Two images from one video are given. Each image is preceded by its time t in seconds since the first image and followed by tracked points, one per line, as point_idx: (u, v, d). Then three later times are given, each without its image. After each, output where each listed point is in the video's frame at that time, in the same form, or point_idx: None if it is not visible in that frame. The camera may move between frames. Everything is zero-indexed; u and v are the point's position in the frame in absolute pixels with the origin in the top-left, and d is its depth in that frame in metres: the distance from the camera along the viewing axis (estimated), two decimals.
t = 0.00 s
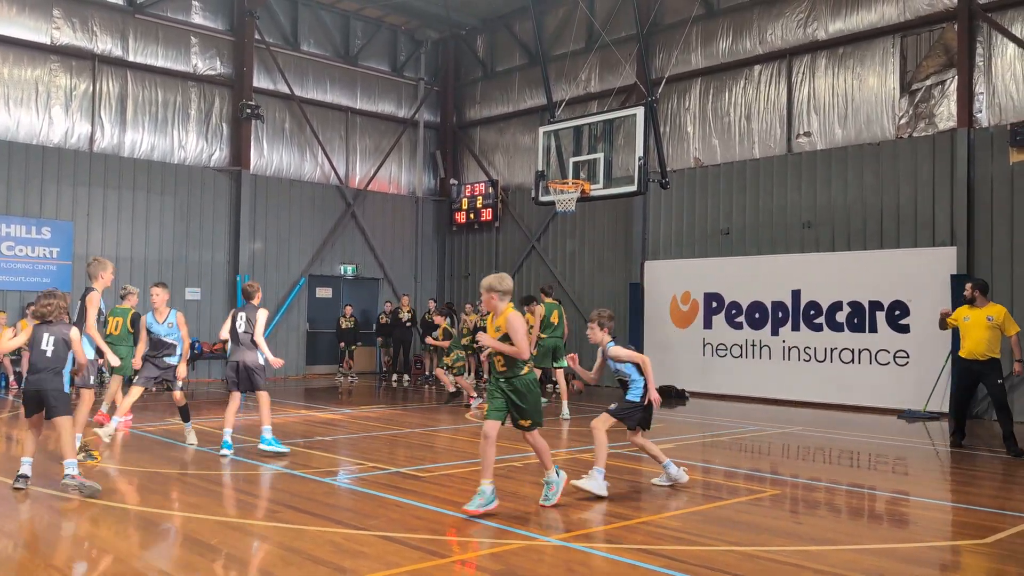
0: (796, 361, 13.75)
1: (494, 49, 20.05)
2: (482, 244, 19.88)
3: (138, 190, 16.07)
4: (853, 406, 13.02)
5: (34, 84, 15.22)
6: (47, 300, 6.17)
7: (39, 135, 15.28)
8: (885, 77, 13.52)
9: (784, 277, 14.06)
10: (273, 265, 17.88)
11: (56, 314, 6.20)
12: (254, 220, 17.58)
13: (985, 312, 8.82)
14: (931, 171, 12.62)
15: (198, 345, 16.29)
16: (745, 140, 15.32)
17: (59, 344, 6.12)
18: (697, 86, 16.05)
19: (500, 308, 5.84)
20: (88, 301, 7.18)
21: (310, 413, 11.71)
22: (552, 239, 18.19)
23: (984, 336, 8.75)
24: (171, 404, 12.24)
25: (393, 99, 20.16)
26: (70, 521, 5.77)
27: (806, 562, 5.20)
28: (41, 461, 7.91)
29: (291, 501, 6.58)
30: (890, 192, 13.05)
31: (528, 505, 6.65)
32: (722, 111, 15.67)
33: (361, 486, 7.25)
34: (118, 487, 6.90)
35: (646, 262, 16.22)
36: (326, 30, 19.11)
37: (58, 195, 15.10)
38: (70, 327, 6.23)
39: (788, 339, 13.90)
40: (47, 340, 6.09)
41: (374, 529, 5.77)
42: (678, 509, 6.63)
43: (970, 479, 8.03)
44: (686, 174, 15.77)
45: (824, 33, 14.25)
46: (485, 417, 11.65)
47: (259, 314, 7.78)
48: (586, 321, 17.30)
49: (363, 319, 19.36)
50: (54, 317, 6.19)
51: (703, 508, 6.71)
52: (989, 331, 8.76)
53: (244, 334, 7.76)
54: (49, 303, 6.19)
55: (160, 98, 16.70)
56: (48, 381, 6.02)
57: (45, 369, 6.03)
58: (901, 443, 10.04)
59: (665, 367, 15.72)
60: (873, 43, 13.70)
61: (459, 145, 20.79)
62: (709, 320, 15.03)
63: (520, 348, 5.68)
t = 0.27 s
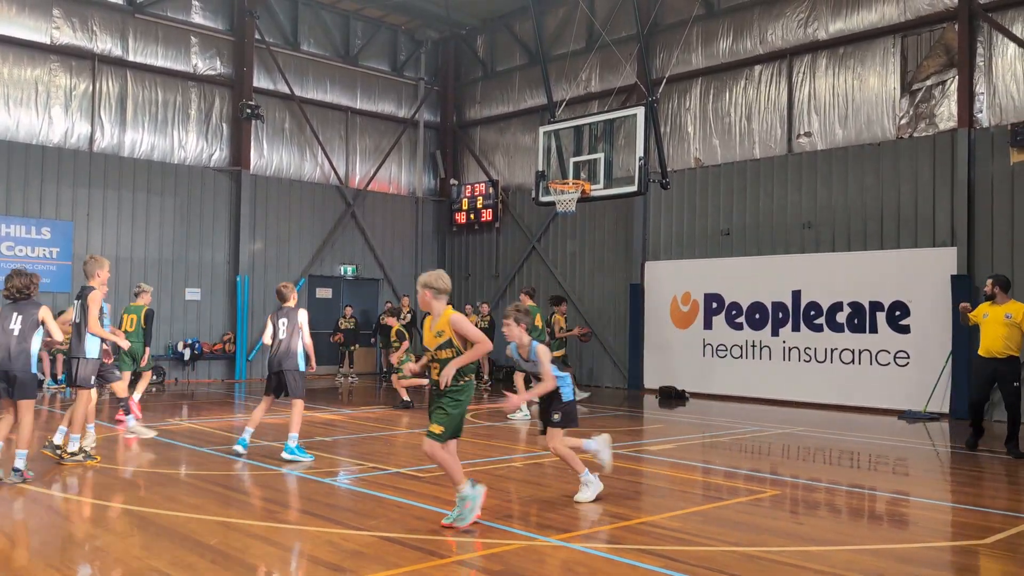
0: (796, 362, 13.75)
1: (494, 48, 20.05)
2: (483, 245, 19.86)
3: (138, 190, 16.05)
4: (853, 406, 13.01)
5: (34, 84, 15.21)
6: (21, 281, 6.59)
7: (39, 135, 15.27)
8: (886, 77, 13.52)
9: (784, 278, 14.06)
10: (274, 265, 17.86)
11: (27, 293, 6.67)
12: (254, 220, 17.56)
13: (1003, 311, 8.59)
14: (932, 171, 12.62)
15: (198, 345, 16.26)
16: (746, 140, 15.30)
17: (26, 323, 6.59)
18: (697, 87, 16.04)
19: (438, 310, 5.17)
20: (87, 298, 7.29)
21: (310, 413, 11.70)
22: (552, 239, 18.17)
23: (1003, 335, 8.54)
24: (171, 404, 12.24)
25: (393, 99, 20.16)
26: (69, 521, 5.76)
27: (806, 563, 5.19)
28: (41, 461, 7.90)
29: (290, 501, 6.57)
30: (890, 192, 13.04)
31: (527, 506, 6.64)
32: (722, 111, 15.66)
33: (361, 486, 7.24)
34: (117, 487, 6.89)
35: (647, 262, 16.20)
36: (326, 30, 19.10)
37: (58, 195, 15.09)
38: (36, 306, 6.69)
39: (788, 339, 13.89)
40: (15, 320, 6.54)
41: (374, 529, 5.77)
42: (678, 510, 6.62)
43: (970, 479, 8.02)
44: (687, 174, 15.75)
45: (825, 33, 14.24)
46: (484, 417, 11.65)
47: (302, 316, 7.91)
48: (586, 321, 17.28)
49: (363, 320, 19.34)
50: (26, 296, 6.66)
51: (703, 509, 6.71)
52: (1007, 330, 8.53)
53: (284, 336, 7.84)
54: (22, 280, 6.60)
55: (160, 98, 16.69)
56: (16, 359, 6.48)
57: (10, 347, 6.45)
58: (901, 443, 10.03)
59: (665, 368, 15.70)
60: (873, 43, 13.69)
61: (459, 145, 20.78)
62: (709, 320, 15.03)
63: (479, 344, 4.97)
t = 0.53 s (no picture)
0: (795, 362, 13.76)
1: (493, 49, 20.05)
2: (481, 245, 19.86)
3: (136, 190, 16.05)
4: (852, 407, 13.00)
5: (32, 84, 15.20)
6: None
7: (38, 135, 15.26)
8: (884, 77, 13.53)
9: (783, 278, 14.06)
10: (272, 265, 17.86)
11: None
12: (252, 220, 17.56)
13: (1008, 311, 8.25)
14: (930, 172, 12.63)
15: (197, 345, 16.26)
16: (744, 141, 15.31)
17: None
18: (696, 87, 16.05)
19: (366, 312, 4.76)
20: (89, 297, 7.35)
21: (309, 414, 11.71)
22: (551, 240, 18.18)
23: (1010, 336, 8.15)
24: (169, 404, 12.24)
25: (392, 99, 20.16)
26: (69, 522, 5.76)
27: (804, 563, 5.19)
28: (40, 461, 7.90)
29: (289, 501, 6.58)
30: (888, 192, 13.05)
31: (526, 506, 6.64)
32: (720, 112, 15.67)
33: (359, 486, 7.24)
34: (116, 487, 6.90)
35: (645, 263, 16.20)
36: (325, 30, 19.10)
37: (56, 195, 15.08)
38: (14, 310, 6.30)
39: (786, 340, 13.90)
40: None
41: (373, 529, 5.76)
42: (676, 510, 6.63)
43: (968, 480, 8.03)
44: (685, 174, 15.76)
45: (823, 33, 14.25)
46: (483, 417, 11.65)
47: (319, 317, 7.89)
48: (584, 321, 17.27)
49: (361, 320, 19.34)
50: None
51: (702, 509, 6.71)
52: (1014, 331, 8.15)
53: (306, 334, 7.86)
54: None
55: (159, 98, 16.69)
56: None
57: None
58: (899, 443, 10.04)
59: (664, 368, 15.70)
60: (872, 43, 13.70)
61: (458, 145, 20.78)
62: (707, 320, 15.04)
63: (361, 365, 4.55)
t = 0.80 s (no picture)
0: (790, 362, 13.78)
1: (488, 48, 20.06)
2: (477, 245, 19.87)
3: (131, 190, 16.02)
4: (847, 406, 13.03)
5: (26, 84, 15.16)
6: None
7: (32, 135, 15.22)
8: (879, 77, 13.57)
9: (778, 277, 14.09)
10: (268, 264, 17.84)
11: None
12: (247, 220, 17.54)
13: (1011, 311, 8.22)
14: (924, 172, 12.66)
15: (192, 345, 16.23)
16: (739, 141, 15.33)
17: None
18: (691, 87, 16.08)
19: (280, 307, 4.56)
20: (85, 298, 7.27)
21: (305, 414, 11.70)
22: (547, 239, 18.19)
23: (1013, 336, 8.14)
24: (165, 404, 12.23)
25: (387, 99, 20.15)
26: (63, 522, 5.76)
27: (798, 562, 5.21)
28: (35, 462, 7.90)
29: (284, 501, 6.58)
30: (883, 192, 13.08)
31: (521, 506, 6.65)
32: (716, 112, 15.69)
33: (355, 487, 7.24)
34: (111, 487, 6.89)
35: (641, 263, 16.22)
36: (320, 30, 19.09)
37: (51, 194, 15.05)
38: None
39: (781, 339, 13.93)
40: None
41: (369, 530, 5.77)
42: (671, 510, 6.64)
43: (962, 479, 8.06)
44: (680, 174, 15.79)
45: (818, 33, 14.28)
46: (479, 417, 11.66)
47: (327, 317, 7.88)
48: (580, 321, 17.28)
49: (357, 320, 19.34)
50: None
51: (697, 508, 6.73)
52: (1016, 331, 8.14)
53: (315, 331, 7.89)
54: None
55: (154, 98, 16.66)
56: None
57: None
58: (894, 443, 10.07)
59: (659, 367, 15.71)
60: (866, 43, 13.73)
61: (454, 144, 20.78)
62: (702, 320, 15.06)
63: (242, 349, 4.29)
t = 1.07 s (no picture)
0: (783, 361, 13.80)
1: (482, 49, 20.05)
2: (470, 245, 19.86)
3: (124, 190, 15.97)
4: (840, 406, 13.06)
5: (18, 83, 15.09)
6: None
7: (23, 135, 15.15)
8: (871, 78, 13.61)
9: (771, 277, 14.12)
10: (261, 264, 17.80)
11: None
12: (241, 220, 17.49)
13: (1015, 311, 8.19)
14: (917, 172, 12.70)
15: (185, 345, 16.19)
16: (733, 141, 15.35)
17: None
18: (684, 88, 16.10)
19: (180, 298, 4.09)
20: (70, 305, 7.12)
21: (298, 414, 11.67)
22: (540, 239, 18.19)
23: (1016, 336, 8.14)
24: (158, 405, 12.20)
25: (380, 98, 20.12)
26: (55, 522, 5.74)
27: (790, 561, 5.22)
28: (27, 462, 7.87)
29: (278, 502, 6.57)
30: (875, 192, 13.13)
31: (515, 506, 6.65)
32: (709, 112, 15.71)
33: (349, 487, 7.23)
34: (103, 488, 6.87)
35: (634, 263, 16.23)
36: (313, 30, 19.06)
37: (43, 194, 14.98)
38: None
39: (775, 339, 13.95)
40: None
41: (362, 530, 5.76)
42: (664, 509, 6.65)
43: (954, 478, 8.09)
44: (674, 175, 15.81)
45: (811, 34, 14.31)
46: (473, 417, 11.66)
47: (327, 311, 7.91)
48: (573, 321, 17.29)
49: (351, 320, 19.32)
50: None
51: (690, 508, 6.74)
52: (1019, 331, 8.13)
53: (314, 331, 7.89)
54: None
55: (146, 97, 16.61)
56: None
57: None
58: (886, 442, 10.10)
59: (653, 367, 15.72)
60: (859, 44, 13.77)
61: (447, 145, 20.77)
62: (696, 320, 15.07)
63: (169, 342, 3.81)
